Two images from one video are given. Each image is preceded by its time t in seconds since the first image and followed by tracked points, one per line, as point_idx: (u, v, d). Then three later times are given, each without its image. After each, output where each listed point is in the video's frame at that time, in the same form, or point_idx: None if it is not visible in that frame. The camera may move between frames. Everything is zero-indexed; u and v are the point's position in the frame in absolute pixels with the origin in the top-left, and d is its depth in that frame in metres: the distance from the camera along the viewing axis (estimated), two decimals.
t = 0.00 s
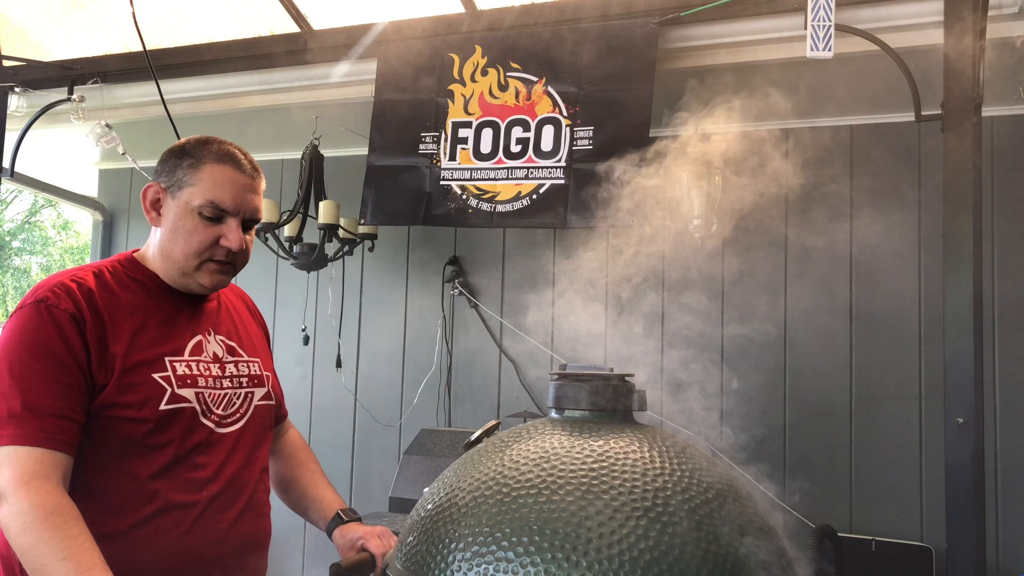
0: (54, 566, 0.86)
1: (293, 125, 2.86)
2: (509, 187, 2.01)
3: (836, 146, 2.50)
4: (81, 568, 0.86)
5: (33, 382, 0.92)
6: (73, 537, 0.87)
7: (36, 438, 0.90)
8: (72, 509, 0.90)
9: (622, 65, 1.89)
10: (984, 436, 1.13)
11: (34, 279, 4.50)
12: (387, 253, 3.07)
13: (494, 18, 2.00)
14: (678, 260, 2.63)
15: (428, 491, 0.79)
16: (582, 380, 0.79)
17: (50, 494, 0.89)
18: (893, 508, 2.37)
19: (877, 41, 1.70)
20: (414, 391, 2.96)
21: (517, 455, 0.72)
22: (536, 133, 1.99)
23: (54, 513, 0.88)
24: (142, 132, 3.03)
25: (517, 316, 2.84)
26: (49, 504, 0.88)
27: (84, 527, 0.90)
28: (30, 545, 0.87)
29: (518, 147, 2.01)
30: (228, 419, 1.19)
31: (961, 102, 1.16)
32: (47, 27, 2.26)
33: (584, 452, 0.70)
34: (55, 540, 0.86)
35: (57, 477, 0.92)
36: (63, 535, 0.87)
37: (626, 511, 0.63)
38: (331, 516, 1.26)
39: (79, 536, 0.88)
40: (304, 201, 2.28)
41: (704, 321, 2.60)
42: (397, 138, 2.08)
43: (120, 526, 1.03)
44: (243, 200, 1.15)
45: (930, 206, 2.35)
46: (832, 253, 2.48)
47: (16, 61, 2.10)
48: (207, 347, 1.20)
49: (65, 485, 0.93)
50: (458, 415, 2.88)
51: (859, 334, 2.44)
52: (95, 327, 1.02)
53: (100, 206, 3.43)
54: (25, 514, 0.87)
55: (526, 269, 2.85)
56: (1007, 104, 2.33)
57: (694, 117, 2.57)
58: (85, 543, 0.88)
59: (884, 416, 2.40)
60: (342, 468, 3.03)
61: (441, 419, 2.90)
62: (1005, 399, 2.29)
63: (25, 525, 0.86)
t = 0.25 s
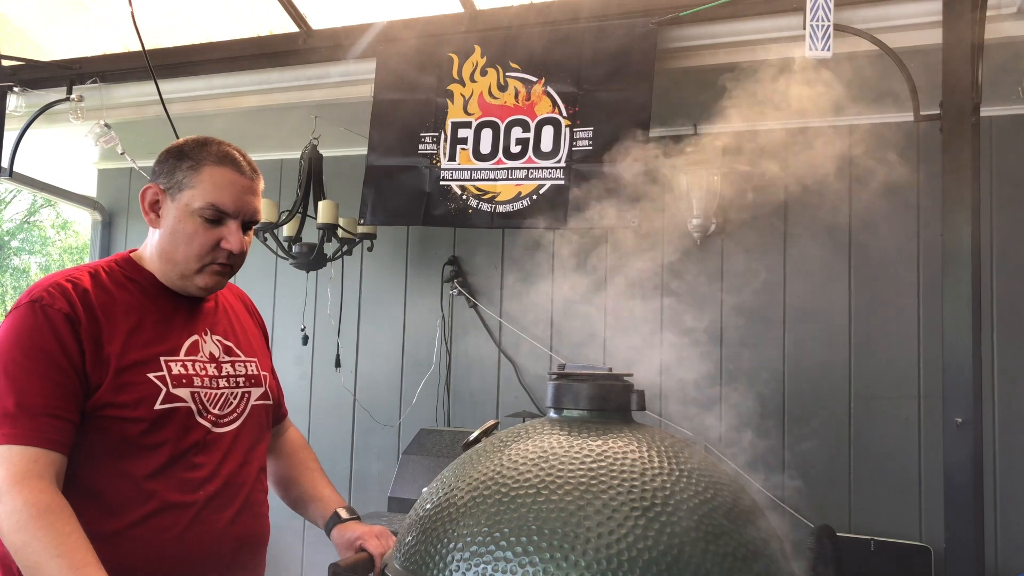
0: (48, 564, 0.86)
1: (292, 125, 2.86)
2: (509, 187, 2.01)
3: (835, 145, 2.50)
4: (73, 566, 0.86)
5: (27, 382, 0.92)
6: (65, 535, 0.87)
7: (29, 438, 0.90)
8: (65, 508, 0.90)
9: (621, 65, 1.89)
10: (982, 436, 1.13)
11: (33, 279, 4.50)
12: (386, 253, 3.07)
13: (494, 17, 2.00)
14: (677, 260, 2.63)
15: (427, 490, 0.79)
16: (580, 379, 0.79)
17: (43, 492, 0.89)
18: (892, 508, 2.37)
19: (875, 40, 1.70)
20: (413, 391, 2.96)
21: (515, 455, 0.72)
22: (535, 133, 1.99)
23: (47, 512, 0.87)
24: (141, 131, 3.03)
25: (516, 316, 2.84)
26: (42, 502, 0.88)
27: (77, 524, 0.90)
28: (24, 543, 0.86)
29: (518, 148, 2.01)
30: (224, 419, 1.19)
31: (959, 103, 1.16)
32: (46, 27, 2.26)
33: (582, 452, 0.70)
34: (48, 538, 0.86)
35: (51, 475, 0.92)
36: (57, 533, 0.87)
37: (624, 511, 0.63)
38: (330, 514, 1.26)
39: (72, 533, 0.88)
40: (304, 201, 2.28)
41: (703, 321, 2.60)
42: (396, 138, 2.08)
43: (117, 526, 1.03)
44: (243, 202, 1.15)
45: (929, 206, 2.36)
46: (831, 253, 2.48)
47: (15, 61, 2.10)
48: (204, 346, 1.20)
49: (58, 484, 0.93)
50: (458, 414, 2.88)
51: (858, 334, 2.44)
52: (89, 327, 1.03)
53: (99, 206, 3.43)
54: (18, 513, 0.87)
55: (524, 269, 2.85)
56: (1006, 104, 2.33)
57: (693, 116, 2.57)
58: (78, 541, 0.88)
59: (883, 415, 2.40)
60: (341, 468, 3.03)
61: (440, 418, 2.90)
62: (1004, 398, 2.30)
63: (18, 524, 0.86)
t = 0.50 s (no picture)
0: (34, 565, 0.85)
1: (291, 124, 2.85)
2: (510, 189, 2.01)
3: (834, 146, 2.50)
4: (58, 566, 0.85)
5: (15, 383, 0.92)
6: (48, 535, 0.87)
7: (17, 438, 0.91)
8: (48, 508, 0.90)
9: (621, 66, 1.89)
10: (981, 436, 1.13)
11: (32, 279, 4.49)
12: (386, 253, 3.07)
13: (494, 17, 2.00)
14: (676, 260, 2.63)
15: (426, 489, 0.79)
16: (579, 379, 0.78)
17: (26, 493, 0.89)
18: (891, 508, 2.37)
19: (874, 41, 1.70)
20: (412, 391, 2.96)
21: (513, 456, 0.72)
22: (536, 134, 1.99)
23: (31, 513, 0.87)
24: (140, 131, 3.03)
25: (516, 316, 2.84)
26: (25, 503, 0.88)
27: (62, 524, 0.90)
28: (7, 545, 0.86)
29: (518, 149, 2.01)
30: (222, 418, 1.20)
31: (958, 103, 1.16)
32: (45, 28, 2.25)
33: (580, 452, 0.70)
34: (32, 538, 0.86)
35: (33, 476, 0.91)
36: (41, 533, 0.87)
37: (623, 510, 0.63)
38: (330, 509, 1.25)
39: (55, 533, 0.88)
40: (303, 201, 2.28)
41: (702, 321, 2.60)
42: (396, 139, 2.08)
43: (114, 526, 1.04)
44: (248, 205, 1.19)
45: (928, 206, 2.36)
46: (830, 253, 2.48)
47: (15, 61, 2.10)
48: (200, 346, 1.21)
49: (43, 486, 0.93)
50: (457, 415, 2.88)
51: (857, 335, 2.44)
52: (81, 327, 1.03)
53: (98, 206, 3.42)
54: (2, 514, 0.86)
55: (524, 269, 2.85)
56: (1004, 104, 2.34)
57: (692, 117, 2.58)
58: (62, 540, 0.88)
59: (882, 416, 2.40)
60: (340, 468, 3.03)
61: (439, 418, 2.90)
62: (1003, 398, 2.30)
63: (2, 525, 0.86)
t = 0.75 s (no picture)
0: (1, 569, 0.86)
1: (290, 124, 2.85)
2: (512, 190, 2.01)
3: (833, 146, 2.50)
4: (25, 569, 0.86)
5: None
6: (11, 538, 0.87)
7: None
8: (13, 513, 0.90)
9: (620, 66, 1.89)
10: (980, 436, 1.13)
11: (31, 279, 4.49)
12: (385, 253, 3.07)
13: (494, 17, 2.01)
14: (676, 260, 2.63)
15: (425, 489, 0.79)
16: (578, 379, 0.78)
17: None
18: (890, 509, 2.37)
19: (874, 41, 1.70)
20: (411, 391, 2.95)
21: (513, 455, 0.72)
22: (536, 135, 1.99)
23: None
24: (138, 131, 3.03)
25: (515, 316, 2.84)
26: None
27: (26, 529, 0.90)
28: None
29: (519, 150, 2.01)
30: (220, 418, 1.21)
31: (958, 103, 1.16)
32: (44, 27, 2.25)
33: (579, 452, 0.70)
34: None
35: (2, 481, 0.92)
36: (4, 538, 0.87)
37: (623, 511, 0.63)
38: (338, 503, 1.27)
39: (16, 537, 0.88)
40: (303, 201, 2.28)
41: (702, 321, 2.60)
42: (395, 139, 2.08)
43: (110, 526, 1.04)
44: (256, 207, 1.21)
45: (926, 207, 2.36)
46: (829, 253, 2.48)
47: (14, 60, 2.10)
48: (197, 346, 1.22)
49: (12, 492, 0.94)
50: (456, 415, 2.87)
51: (856, 335, 2.44)
52: (71, 328, 1.04)
53: (96, 206, 3.41)
54: None
55: (523, 269, 2.85)
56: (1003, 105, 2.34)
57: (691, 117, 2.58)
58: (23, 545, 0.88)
59: (881, 416, 2.40)
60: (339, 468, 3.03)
61: (438, 419, 2.90)
62: (1002, 399, 2.30)
63: None
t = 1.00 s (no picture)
0: None
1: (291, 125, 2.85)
2: (513, 191, 2.01)
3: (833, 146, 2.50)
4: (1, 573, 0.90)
5: None
6: None
7: None
8: None
9: (620, 67, 1.90)
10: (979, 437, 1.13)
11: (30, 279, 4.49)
12: (385, 254, 3.07)
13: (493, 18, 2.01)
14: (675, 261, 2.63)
15: (425, 489, 0.79)
16: (579, 379, 0.78)
17: None
18: (889, 509, 2.37)
19: (874, 42, 1.70)
20: (411, 392, 2.95)
21: (512, 456, 0.72)
22: (536, 136, 1.99)
23: None
24: (138, 131, 3.03)
25: (515, 317, 2.84)
26: None
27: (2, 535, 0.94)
28: None
29: (519, 151, 2.01)
30: (215, 419, 1.22)
31: (957, 105, 1.17)
32: (45, 28, 2.26)
33: (579, 453, 0.70)
34: None
35: None
36: None
37: (622, 513, 0.63)
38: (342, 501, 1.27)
39: None
40: (303, 202, 2.28)
41: (702, 322, 2.59)
42: (396, 140, 2.08)
43: (103, 525, 1.07)
44: (255, 209, 1.21)
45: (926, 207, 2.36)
46: (828, 254, 2.48)
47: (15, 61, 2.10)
48: (193, 347, 1.23)
49: None
50: (456, 415, 2.87)
51: (856, 336, 2.44)
52: (64, 330, 1.07)
53: (96, 206, 3.42)
54: None
55: (522, 270, 2.85)
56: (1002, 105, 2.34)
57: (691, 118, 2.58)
58: None
59: (880, 416, 2.40)
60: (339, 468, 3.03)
61: (438, 419, 2.89)
62: (1001, 399, 2.30)
63: None
